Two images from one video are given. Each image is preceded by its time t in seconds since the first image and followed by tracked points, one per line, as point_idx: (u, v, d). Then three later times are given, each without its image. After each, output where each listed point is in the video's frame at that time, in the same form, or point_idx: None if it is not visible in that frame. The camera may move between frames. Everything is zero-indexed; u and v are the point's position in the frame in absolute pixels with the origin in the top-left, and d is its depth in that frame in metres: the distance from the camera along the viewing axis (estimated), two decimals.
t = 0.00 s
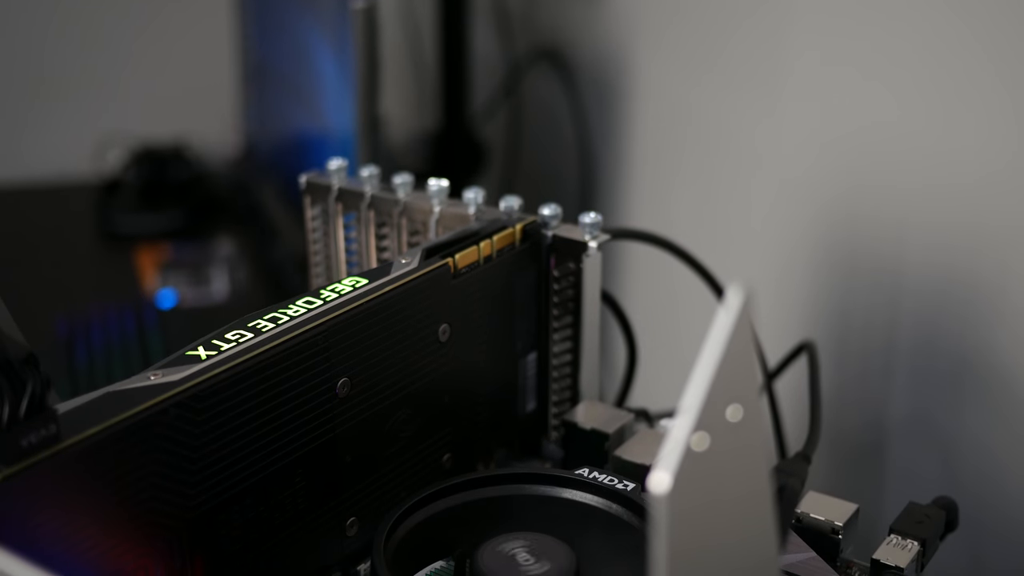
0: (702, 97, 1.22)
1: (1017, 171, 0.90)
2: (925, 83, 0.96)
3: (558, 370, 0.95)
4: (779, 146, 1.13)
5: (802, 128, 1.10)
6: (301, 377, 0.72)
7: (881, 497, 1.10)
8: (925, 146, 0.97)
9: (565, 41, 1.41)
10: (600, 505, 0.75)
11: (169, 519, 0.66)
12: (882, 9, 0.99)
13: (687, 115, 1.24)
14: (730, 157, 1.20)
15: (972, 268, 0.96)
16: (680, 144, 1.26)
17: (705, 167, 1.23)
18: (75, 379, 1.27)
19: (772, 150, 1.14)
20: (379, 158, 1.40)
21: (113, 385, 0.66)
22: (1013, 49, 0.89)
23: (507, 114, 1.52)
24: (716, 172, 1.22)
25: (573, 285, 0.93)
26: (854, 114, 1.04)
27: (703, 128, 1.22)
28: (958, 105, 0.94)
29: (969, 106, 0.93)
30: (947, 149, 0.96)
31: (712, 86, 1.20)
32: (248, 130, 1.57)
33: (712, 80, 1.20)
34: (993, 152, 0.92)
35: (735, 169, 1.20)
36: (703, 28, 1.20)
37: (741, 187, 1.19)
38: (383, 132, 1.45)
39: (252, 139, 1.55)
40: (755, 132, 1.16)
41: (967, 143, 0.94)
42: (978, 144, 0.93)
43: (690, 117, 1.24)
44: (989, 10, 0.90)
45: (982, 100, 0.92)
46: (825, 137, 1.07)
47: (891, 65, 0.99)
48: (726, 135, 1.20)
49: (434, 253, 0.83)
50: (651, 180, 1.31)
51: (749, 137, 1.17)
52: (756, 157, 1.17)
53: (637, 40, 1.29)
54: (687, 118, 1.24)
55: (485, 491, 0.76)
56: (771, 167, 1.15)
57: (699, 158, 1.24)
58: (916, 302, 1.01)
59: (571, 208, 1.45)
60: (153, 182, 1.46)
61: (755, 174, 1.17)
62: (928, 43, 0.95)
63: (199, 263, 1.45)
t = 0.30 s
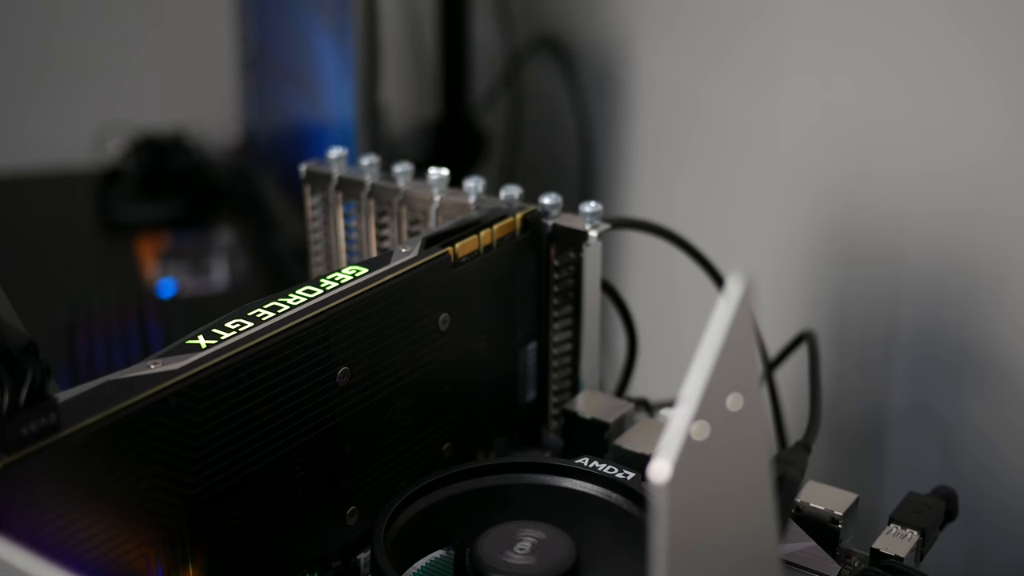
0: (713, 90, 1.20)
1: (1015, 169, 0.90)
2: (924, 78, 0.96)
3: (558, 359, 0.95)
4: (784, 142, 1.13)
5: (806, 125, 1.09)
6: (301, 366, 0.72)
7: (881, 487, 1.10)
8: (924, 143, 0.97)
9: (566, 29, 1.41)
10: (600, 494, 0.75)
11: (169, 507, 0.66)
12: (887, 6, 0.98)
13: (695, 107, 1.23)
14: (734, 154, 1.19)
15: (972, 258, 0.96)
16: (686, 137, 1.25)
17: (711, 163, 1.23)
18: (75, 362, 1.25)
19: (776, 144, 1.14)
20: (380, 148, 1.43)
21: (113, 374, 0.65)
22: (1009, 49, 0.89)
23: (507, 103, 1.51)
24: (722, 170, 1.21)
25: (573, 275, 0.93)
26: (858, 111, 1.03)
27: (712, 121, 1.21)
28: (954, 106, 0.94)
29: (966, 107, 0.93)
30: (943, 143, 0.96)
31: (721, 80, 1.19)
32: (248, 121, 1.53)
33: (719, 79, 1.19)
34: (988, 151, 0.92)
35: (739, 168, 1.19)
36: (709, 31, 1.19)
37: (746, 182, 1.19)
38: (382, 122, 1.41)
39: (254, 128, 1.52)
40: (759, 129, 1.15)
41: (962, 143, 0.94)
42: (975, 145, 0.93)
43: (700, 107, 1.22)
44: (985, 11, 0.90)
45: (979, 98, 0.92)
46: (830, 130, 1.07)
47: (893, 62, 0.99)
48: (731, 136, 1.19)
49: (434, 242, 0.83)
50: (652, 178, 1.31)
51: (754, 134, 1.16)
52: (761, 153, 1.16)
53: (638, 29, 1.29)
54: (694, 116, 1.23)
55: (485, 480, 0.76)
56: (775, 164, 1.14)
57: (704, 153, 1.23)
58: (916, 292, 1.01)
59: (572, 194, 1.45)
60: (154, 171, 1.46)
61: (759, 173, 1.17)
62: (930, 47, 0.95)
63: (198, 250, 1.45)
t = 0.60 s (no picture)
0: (721, 80, 1.19)
1: (1014, 165, 0.91)
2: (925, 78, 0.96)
3: (558, 349, 0.95)
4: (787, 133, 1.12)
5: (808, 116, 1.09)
6: (301, 355, 0.72)
7: (881, 477, 1.10)
8: (924, 139, 0.98)
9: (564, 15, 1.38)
10: (599, 483, 0.75)
11: (170, 496, 0.66)
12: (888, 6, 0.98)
13: (700, 99, 1.22)
14: (739, 145, 1.18)
15: (973, 249, 0.96)
16: (691, 129, 1.24)
17: (717, 157, 1.22)
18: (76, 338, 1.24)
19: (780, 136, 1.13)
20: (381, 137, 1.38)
21: (113, 363, 0.66)
22: (1012, 56, 0.89)
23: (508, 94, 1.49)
24: (727, 164, 1.21)
25: (573, 264, 0.92)
26: (861, 102, 1.03)
27: (717, 114, 1.20)
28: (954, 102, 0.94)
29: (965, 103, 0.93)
30: (941, 145, 0.96)
31: (731, 73, 1.17)
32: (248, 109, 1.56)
33: (726, 65, 1.18)
34: (985, 147, 0.93)
35: (744, 159, 1.18)
36: (712, 28, 1.18)
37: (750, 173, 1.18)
38: (382, 110, 1.39)
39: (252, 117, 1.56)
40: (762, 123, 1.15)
41: (959, 138, 0.95)
42: (973, 142, 0.93)
43: (704, 100, 1.21)
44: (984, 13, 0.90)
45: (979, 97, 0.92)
46: (833, 120, 1.06)
47: (896, 60, 0.99)
48: (735, 126, 1.18)
49: (434, 231, 0.83)
50: (652, 172, 1.31)
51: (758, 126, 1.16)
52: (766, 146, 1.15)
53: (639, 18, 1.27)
54: (699, 107, 1.22)
55: (484, 470, 0.76)
56: (778, 154, 1.14)
57: (708, 147, 1.23)
58: (918, 283, 1.01)
59: (572, 184, 1.43)
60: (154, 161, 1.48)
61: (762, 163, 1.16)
62: (930, 42, 0.95)
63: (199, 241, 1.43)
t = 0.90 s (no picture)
0: (726, 72, 1.18)
1: (1014, 157, 0.91)
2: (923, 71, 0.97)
3: (558, 337, 0.95)
4: (790, 122, 1.12)
5: (810, 104, 1.09)
6: (302, 343, 0.72)
7: (881, 466, 1.10)
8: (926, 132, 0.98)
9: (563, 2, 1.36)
10: (599, 472, 0.75)
11: (170, 483, 0.66)
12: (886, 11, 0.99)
13: (706, 88, 1.21)
14: (742, 136, 1.18)
15: (973, 237, 0.96)
16: (695, 121, 1.23)
17: (720, 147, 1.21)
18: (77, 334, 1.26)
19: (783, 127, 1.13)
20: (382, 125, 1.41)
21: (113, 351, 0.65)
22: (1008, 54, 0.90)
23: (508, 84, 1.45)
24: (729, 155, 1.20)
25: (573, 253, 0.92)
26: (865, 92, 1.03)
27: (723, 102, 1.19)
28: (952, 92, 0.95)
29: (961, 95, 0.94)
30: (943, 137, 0.97)
31: (737, 64, 1.16)
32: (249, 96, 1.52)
33: (729, 64, 1.17)
34: (983, 136, 0.93)
35: (747, 151, 1.18)
36: (715, 27, 1.18)
37: (755, 161, 1.17)
38: (382, 98, 1.40)
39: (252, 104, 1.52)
40: (766, 115, 1.14)
41: (958, 129, 0.95)
42: (973, 133, 0.94)
43: (710, 88, 1.20)
44: (978, 11, 0.91)
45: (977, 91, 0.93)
46: (833, 111, 1.07)
47: (899, 51, 0.99)
48: (739, 117, 1.18)
49: (435, 220, 0.83)
50: (650, 157, 1.30)
51: (762, 118, 1.15)
52: (770, 136, 1.15)
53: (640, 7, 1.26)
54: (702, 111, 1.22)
55: (484, 458, 0.76)
56: (780, 145, 1.14)
57: (711, 138, 1.22)
58: (919, 272, 1.02)
59: (572, 171, 1.42)
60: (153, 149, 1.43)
61: (766, 155, 1.16)
62: (927, 36, 0.96)
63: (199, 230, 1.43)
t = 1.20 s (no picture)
0: (735, 64, 1.16)
1: (1014, 148, 0.92)
2: (921, 66, 0.98)
3: (558, 326, 0.95)
4: (792, 112, 1.11)
5: (812, 94, 1.09)
6: (302, 331, 0.72)
7: (881, 454, 1.10)
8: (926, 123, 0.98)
9: None
10: (600, 460, 0.75)
11: (170, 471, 0.66)
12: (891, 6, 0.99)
13: (714, 82, 1.20)
14: (749, 127, 1.17)
15: (973, 225, 0.97)
16: (703, 112, 1.22)
17: (727, 138, 1.20)
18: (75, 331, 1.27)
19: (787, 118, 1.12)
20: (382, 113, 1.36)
21: (113, 338, 0.65)
22: (1006, 53, 0.91)
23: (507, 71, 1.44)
24: (735, 147, 1.19)
25: (574, 242, 0.92)
26: (867, 83, 1.03)
27: (733, 94, 1.18)
28: (951, 86, 0.96)
29: (960, 88, 0.95)
30: (945, 129, 0.97)
31: (746, 56, 1.15)
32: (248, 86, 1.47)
33: (738, 55, 1.16)
34: (984, 128, 0.94)
35: (752, 142, 1.17)
36: (722, 20, 1.17)
37: (760, 152, 1.16)
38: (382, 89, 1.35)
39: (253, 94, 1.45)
40: (771, 107, 1.14)
41: (958, 122, 0.96)
42: (973, 125, 0.95)
43: (717, 82, 1.19)
44: (977, 8, 0.92)
45: (976, 85, 0.94)
46: (835, 101, 1.07)
47: (899, 43, 0.99)
48: (745, 108, 1.17)
49: (435, 208, 0.83)
50: (655, 148, 1.28)
51: (767, 109, 1.14)
52: (774, 127, 1.14)
53: None
54: (706, 103, 1.21)
55: (483, 446, 0.76)
56: (783, 135, 1.13)
57: (718, 127, 1.20)
58: (918, 260, 1.02)
59: (572, 160, 1.41)
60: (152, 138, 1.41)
61: (771, 146, 1.15)
62: (923, 34, 0.97)
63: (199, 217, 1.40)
